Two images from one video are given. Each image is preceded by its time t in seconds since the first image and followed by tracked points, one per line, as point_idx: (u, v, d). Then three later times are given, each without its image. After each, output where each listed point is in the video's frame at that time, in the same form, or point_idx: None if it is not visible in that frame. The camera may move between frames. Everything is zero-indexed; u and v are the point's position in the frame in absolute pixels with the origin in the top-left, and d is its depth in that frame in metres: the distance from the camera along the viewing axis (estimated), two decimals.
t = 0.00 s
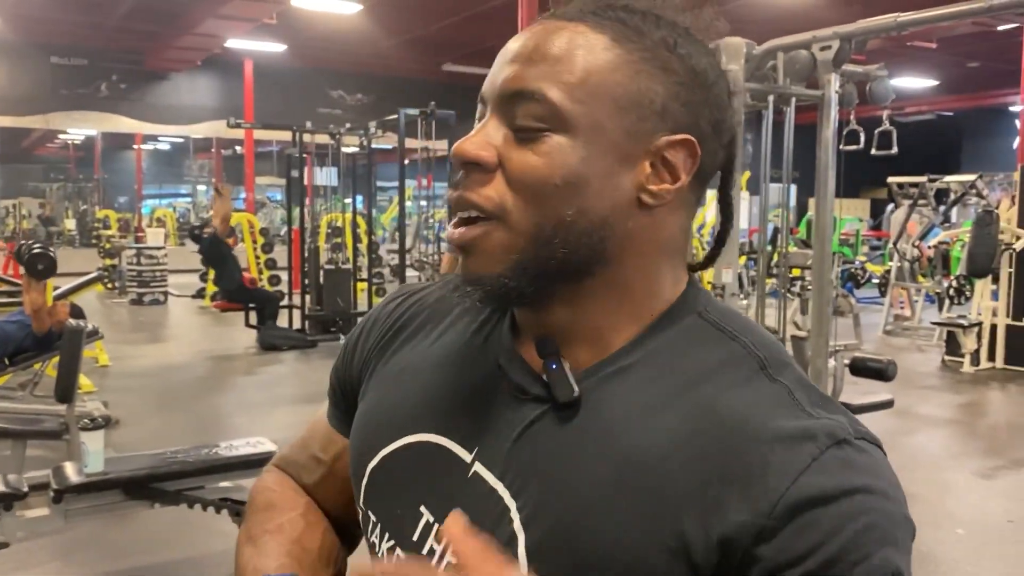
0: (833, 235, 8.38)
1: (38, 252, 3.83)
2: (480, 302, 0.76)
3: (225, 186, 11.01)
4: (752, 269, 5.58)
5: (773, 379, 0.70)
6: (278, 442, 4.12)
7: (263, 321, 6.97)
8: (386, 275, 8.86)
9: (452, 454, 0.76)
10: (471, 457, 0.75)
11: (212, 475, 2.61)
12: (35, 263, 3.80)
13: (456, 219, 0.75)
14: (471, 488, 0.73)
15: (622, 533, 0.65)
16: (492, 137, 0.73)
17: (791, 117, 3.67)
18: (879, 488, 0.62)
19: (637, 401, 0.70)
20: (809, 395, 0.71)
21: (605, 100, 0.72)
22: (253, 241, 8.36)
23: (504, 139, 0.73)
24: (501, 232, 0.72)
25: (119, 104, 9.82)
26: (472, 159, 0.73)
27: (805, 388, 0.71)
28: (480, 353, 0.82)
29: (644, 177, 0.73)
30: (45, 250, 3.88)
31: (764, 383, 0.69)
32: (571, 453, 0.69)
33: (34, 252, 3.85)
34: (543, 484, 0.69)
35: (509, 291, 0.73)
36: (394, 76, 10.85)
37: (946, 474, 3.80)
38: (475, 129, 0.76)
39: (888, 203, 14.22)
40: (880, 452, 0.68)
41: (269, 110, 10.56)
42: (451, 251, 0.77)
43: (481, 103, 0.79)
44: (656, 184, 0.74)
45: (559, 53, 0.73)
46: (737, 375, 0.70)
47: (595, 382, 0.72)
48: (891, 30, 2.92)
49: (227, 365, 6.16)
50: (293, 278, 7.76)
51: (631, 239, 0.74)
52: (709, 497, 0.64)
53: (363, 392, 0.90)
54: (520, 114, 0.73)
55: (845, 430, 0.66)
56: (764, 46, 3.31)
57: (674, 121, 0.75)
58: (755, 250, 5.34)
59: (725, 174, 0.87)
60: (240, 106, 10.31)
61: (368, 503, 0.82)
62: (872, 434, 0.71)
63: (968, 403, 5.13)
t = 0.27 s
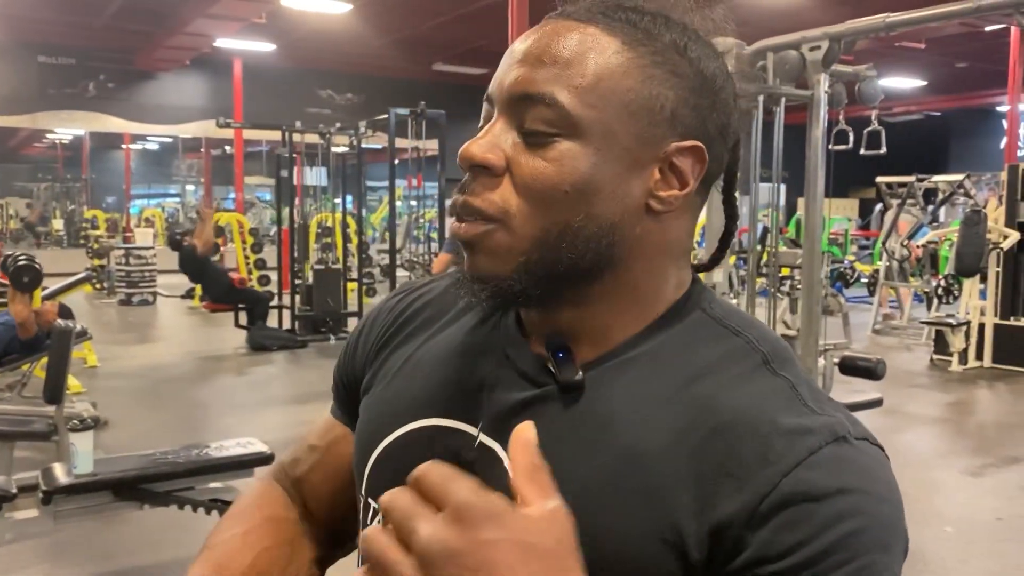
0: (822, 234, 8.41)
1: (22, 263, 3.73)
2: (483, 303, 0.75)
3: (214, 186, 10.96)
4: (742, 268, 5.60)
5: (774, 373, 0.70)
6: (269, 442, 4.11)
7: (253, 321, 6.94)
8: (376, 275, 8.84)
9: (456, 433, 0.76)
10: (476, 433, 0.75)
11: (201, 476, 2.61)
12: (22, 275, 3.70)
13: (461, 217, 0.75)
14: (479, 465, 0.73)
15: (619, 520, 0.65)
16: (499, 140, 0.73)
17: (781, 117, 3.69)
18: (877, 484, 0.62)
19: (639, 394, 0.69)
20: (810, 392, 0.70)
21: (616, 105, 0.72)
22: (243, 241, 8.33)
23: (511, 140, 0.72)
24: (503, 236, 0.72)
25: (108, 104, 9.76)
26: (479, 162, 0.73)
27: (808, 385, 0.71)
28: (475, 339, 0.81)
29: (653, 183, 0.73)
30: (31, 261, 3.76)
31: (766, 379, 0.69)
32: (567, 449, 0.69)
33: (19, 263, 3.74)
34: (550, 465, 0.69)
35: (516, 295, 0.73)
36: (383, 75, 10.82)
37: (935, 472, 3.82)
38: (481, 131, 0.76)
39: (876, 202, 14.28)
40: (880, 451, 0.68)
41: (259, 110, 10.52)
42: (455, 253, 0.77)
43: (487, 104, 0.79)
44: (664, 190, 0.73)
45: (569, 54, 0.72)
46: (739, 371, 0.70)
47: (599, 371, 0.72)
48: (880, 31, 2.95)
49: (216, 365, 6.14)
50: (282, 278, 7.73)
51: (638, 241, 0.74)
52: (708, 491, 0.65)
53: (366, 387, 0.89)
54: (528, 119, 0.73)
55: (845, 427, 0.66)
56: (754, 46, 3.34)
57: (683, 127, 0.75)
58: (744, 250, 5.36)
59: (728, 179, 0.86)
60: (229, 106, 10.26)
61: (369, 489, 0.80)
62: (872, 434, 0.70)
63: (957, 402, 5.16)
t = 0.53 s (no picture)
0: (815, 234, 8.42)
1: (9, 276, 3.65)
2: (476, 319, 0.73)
3: (207, 186, 10.94)
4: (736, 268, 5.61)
5: (751, 386, 0.67)
6: (262, 443, 4.10)
7: (246, 321, 6.93)
8: (370, 275, 8.83)
9: (443, 438, 0.74)
10: (460, 441, 0.73)
11: (194, 477, 2.60)
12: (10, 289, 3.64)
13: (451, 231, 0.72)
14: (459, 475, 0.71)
15: (573, 536, 0.63)
16: (489, 152, 0.70)
17: (774, 117, 3.69)
18: (836, 517, 0.59)
19: (610, 413, 0.67)
20: (788, 403, 0.67)
21: (609, 114, 0.68)
22: (236, 241, 8.31)
23: (502, 154, 0.70)
24: (509, 256, 0.69)
25: (101, 104, 9.67)
26: (468, 177, 0.70)
27: (788, 397, 0.68)
28: (461, 347, 0.79)
29: (647, 193, 0.70)
30: (19, 273, 3.69)
31: (739, 394, 0.66)
32: (533, 465, 0.67)
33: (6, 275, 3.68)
34: (514, 484, 0.67)
35: (514, 314, 0.70)
36: (377, 75, 10.82)
37: (928, 471, 3.83)
38: (470, 140, 0.73)
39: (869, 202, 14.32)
40: (859, 471, 0.64)
41: (253, 110, 10.50)
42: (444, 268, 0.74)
43: (472, 105, 0.76)
44: (653, 200, 0.70)
45: (557, 58, 0.69)
46: (711, 388, 0.67)
47: (575, 383, 0.70)
48: (874, 30, 2.94)
49: (209, 366, 6.13)
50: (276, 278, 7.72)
51: (631, 252, 0.71)
52: (670, 518, 0.63)
53: (358, 394, 0.88)
54: (519, 130, 0.70)
55: (814, 448, 0.63)
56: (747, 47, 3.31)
57: (675, 134, 0.71)
58: (738, 250, 5.37)
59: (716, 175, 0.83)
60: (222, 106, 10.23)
61: (355, 496, 0.79)
62: (860, 447, 0.67)
63: (949, 401, 5.18)
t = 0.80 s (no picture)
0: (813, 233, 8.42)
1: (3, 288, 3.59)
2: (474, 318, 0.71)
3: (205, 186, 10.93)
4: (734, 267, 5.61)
5: (759, 396, 0.67)
6: (260, 443, 4.10)
7: (244, 321, 6.92)
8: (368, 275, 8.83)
9: (431, 451, 0.73)
10: (448, 452, 0.71)
11: (191, 477, 2.59)
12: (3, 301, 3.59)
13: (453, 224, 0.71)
14: (453, 486, 0.70)
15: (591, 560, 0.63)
16: (497, 145, 0.69)
17: (772, 117, 3.69)
18: (855, 530, 0.58)
19: (613, 424, 0.66)
20: (794, 411, 0.67)
21: (622, 109, 0.68)
22: (234, 240, 8.30)
23: (510, 148, 0.69)
24: (513, 248, 0.68)
25: (98, 103, 9.64)
26: (474, 169, 0.69)
27: (792, 405, 0.68)
28: (460, 352, 0.78)
29: (655, 195, 0.70)
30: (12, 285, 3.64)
31: (745, 402, 0.66)
32: (534, 477, 0.66)
33: None
34: (519, 498, 0.66)
35: (509, 308, 0.69)
36: (375, 74, 10.83)
37: (926, 471, 3.83)
38: (473, 134, 0.72)
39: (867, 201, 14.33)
40: (866, 480, 0.64)
41: (250, 109, 10.48)
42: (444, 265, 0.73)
43: (476, 95, 0.74)
44: (660, 202, 0.70)
45: (571, 48, 0.68)
46: (718, 396, 0.66)
47: (579, 393, 0.69)
48: (871, 30, 2.94)
49: (207, 365, 6.12)
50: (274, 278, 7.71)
51: (637, 254, 0.70)
52: (678, 533, 0.62)
53: (344, 401, 0.86)
54: (528, 123, 0.69)
55: (824, 459, 0.62)
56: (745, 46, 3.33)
57: (686, 135, 0.71)
58: (736, 249, 5.37)
59: (714, 183, 0.83)
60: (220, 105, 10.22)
61: (344, 509, 0.78)
62: (864, 454, 0.67)
63: (947, 400, 5.18)
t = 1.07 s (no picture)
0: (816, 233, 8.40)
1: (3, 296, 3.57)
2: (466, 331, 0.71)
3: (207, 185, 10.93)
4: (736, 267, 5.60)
5: (759, 397, 0.66)
6: (261, 442, 4.09)
7: (246, 321, 6.92)
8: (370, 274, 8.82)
9: (425, 459, 0.72)
10: (444, 459, 0.71)
11: (191, 477, 2.59)
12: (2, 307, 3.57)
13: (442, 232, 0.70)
14: (449, 494, 0.70)
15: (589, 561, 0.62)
16: (487, 152, 0.69)
17: (774, 116, 3.68)
18: (861, 525, 0.58)
19: (610, 427, 0.66)
20: (795, 410, 0.66)
21: (613, 112, 0.67)
22: (236, 240, 8.30)
23: (500, 154, 0.68)
24: (505, 262, 0.67)
25: (101, 103, 9.66)
26: (464, 177, 0.68)
27: (794, 404, 0.67)
28: (454, 358, 0.77)
29: (649, 196, 0.70)
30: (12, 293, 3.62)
31: (746, 403, 0.65)
32: (533, 484, 0.65)
33: None
34: (517, 504, 0.65)
35: (507, 327, 0.69)
36: (376, 74, 10.83)
37: (928, 471, 3.82)
38: (462, 140, 0.72)
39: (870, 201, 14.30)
40: (869, 477, 0.63)
41: (252, 108, 10.48)
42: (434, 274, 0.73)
43: (463, 100, 0.74)
44: (654, 202, 0.70)
45: (558, 50, 0.68)
46: (718, 396, 0.66)
47: (575, 400, 0.68)
48: (872, 30, 2.93)
49: (209, 365, 6.11)
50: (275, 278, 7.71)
51: (633, 257, 0.70)
52: (678, 534, 0.61)
53: (336, 411, 0.85)
54: (517, 128, 0.68)
55: (826, 456, 0.61)
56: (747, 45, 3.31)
57: (678, 133, 0.71)
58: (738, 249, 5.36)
59: (708, 184, 0.82)
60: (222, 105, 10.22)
61: (338, 521, 0.78)
62: (864, 451, 0.66)
63: (949, 400, 5.17)
